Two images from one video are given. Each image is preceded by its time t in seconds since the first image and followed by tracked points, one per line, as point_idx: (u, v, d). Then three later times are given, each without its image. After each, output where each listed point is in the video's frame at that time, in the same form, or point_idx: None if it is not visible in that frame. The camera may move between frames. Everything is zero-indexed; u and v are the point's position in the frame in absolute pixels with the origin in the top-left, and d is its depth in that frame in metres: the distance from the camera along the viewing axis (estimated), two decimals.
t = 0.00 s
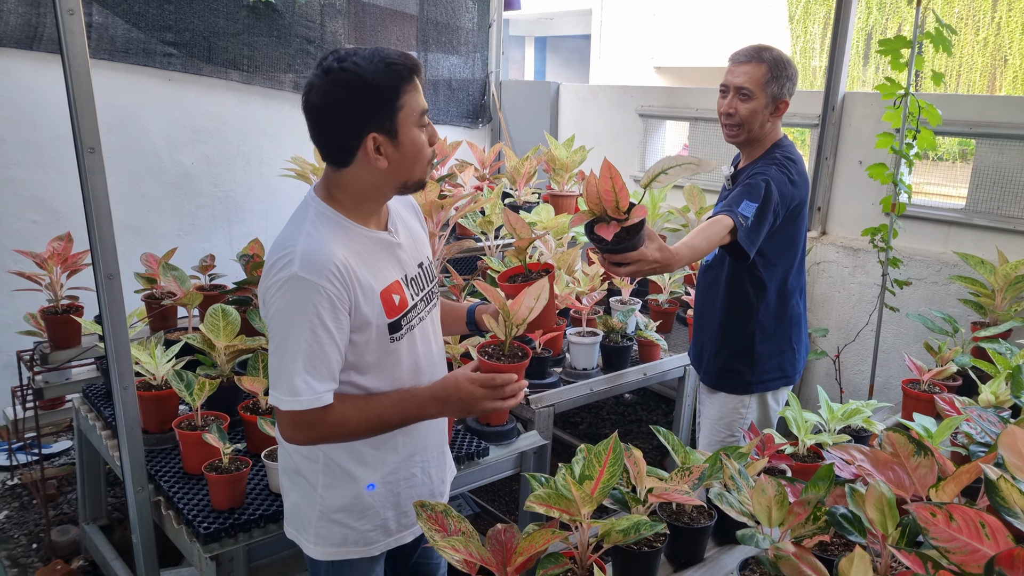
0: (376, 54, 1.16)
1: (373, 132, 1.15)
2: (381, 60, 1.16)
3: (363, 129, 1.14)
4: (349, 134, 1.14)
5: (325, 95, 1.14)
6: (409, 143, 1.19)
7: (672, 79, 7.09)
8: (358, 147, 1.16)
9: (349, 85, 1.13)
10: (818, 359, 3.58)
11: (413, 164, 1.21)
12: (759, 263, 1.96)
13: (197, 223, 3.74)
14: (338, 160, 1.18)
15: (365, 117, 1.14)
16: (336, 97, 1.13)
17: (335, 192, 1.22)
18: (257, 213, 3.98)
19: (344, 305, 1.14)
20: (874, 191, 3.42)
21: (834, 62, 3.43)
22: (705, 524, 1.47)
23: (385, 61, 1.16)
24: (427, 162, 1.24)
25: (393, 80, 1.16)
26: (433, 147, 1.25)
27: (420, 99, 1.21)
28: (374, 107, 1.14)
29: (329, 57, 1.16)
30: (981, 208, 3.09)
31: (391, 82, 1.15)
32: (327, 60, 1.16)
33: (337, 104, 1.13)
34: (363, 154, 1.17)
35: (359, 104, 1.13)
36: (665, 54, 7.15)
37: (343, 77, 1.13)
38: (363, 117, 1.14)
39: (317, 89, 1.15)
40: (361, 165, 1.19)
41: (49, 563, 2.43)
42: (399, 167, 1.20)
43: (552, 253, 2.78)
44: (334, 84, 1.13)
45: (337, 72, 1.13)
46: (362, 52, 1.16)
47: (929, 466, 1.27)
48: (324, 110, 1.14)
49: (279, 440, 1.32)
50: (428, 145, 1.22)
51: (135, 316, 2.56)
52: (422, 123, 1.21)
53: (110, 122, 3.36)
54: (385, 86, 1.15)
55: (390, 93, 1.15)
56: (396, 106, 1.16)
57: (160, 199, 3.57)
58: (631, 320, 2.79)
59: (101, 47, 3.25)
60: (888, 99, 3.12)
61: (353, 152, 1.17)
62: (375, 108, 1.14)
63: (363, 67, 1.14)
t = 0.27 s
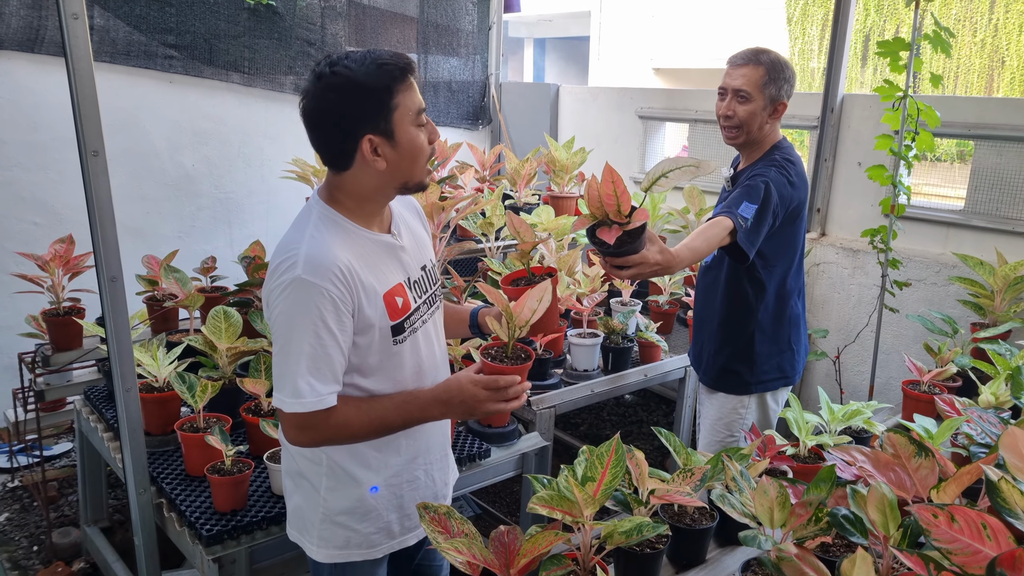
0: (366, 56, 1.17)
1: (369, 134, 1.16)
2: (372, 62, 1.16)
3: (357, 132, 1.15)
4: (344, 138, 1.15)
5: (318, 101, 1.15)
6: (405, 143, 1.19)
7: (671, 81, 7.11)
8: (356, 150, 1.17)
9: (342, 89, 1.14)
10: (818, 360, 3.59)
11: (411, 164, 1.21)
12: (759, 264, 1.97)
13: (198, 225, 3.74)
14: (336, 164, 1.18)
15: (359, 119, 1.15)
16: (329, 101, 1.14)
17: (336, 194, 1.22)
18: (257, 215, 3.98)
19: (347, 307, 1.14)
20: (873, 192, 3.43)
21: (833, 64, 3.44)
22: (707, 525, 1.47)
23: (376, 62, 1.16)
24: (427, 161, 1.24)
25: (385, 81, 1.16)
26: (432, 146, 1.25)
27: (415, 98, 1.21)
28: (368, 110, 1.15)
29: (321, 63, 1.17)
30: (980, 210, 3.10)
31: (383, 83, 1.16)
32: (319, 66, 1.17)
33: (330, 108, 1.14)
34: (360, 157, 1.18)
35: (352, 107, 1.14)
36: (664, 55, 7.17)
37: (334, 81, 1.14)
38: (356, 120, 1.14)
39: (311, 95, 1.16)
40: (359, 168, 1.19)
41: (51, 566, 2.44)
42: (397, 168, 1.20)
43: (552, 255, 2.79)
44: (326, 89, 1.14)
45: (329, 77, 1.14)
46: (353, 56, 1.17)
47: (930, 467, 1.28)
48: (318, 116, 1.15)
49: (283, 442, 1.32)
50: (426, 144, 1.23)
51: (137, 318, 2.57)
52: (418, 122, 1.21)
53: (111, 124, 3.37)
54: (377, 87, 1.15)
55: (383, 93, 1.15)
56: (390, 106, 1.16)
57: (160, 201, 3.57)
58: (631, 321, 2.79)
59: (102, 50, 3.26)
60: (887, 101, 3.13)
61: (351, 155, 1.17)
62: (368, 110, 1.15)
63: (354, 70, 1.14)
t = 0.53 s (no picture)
0: (372, 56, 1.17)
1: (374, 135, 1.17)
2: (377, 62, 1.17)
3: (364, 133, 1.16)
4: (350, 138, 1.16)
5: (324, 100, 1.15)
6: (410, 142, 1.19)
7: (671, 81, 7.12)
8: (361, 150, 1.17)
9: (347, 88, 1.14)
10: (819, 360, 3.60)
11: (417, 164, 1.21)
12: (761, 263, 1.97)
13: (199, 226, 3.75)
14: (340, 164, 1.19)
15: (365, 120, 1.15)
16: (334, 101, 1.14)
17: (339, 195, 1.23)
18: (258, 216, 3.99)
19: (350, 308, 1.15)
20: (873, 192, 3.44)
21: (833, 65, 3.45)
22: (708, 524, 1.48)
23: (381, 63, 1.17)
24: (430, 162, 1.25)
25: (390, 81, 1.16)
26: (435, 146, 1.26)
27: (419, 99, 1.21)
28: (374, 110, 1.15)
29: (326, 63, 1.17)
30: (980, 210, 3.10)
31: (389, 83, 1.16)
32: (324, 66, 1.17)
33: (336, 108, 1.14)
34: (365, 158, 1.19)
35: (357, 108, 1.14)
36: (664, 56, 7.18)
37: (340, 81, 1.14)
38: (362, 120, 1.15)
39: (316, 95, 1.16)
40: (364, 168, 1.20)
41: (53, 565, 2.44)
42: (402, 168, 1.21)
43: (553, 255, 2.79)
44: (332, 89, 1.14)
45: (334, 77, 1.14)
46: (358, 56, 1.17)
47: (931, 466, 1.28)
48: (323, 116, 1.15)
49: (286, 442, 1.33)
50: (429, 144, 1.23)
51: (139, 318, 2.57)
52: (422, 123, 1.22)
53: (112, 125, 3.37)
54: (383, 87, 1.15)
55: (389, 94, 1.16)
56: (395, 106, 1.17)
57: (161, 202, 3.58)
58: (632, 322, 2.78)
59: (103, 51, 3.27)
60: (887, 101, 3.13)
61: (356, 156, 1.18)
62: (374, 109, 1.15)
63: (359, 70, 1.15)
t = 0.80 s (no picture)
0: (382, 57, 1.18)
1: (386, 135, 1.17)
2: (388, 63, 1.17)
3: (376, 133, 1.16)
4: (362, 139, 1.16)
5: (336, 101, 1.15)
6: (420, 143, 1.20)
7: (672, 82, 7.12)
8: (372, 151, 1.17)
9: (360, 89, 1.14)
10: (820, 361, 3.60)
11: (425, 165, 1.22)
12: (764, 263, 1.98)
13: (200, 227, 3.75)
14: (350, 165, 1.19)
15: (377, 121, 1.15)
16: (347, 102, 1.14)
17: (344, 196, 1.23)
18: (260, 217, 3.99)
19: (355, 310, 1.15)
20: (874, 193, 3.44)
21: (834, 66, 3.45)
22: (712, 525, 1.48)
23: (392, 64, 1.17)
24: (436, 163, 1.26)
25: (400, 82, 1.17)
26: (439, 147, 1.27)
27: (426, 100, 1.22)
28: (386, 110, 1.15)
29: (336, 64, 1.17)
30: (981, 211, 3.11)
31: (399, 84, 1.17)
32: (335, 67, 1.17)
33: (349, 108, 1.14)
34: (376, 158, 1.19)
35: (370, 109, 1.15)
36: (664, 56, 7.19)
37: (352, 82, 1.14)
38: (375, 120, 1.15)
39: (327, 96, 1.16)
40: (373, 169, 1.20)
41: (55, 566, 2.44)
42: (411, 169, 1.21)
43: (555, 255, 2.80)
44: (344, 90, 1.14)
45: (346, 77, 1.14)
46: (369, 57, 1.17)
47: (934, 466, 1.29)
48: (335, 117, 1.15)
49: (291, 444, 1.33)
50: (435, 145, 1.24)
51: (142, 319, 2.58)
52: (429, 124, 1.23)
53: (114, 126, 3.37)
54: (393, 88, 1.16)
55: (400, 95, 1.17)
56: (405, 107, 1.18)
57: (163, 202, 3.58)
58: (633, 323, 2.75)
59: (105, 51, 3.27)
60: (888, 102, 3.14)
61: (366, 156, 1.18)
62: (386, 110, 1.15)
63: (371, 71, 1.15)
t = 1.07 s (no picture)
0: (389, 57, 1.18)
1: (394, 135, 1.17)
2: (394, 63, 1.17)
3: (384, 132, 1.16)
4: (370, 138, 1.16)
5: (344, 100, 1.14)
6: (426, 143, 1.21)
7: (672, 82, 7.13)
8: (379, 150, 1.18)
9: (369, 88, 1.14)
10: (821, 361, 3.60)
11: (430, 165, 1.23)
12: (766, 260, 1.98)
13: (201, 227, 3.75)
14: (356, 165, 1.19)
15: (385, 120, 1.16)
16: (356, 101, 1.14)
17: (349, 197, 1.23)
18: (261, 217, 3.99)
19: (360, 312, 1.15)
20: (875, 193, 3.44)
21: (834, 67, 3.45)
22: (714, 525, 1.48)
23: (398, 63, 1.18)
24: (440, 163, 1.26)
25: (407, 82, 1.18)
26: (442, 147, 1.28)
27: (431, 101, 1.23)
28: (394, 110, 1.16)
29: (343, 63, 1.17)
30: (982, 211, 3.11)
31: (406, 84, 1.17)
32: (341, 66, 1.17)
33: (357, 107, 1.14)
34: (383, 158, 1.19)
35: (378, 108, 1.15)
36: (664, 56, 7.19)
37: (361, 81, 1.14)
38: (383, 119, 1.15)
39: (334, 95, 1.15)
40: (380, 168, 1.20)
41: (57, 565, 2.45)
42: (417, 169, 1.22)
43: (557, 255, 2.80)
44: (353, 89, 1.14)
45: (354, 77, 1.14)
46: (376, 56, 1.18)
47: (936, 467, 1.29)
48: (343, 115, 1.15)
49: (295, 445, 1.33)
50: (439, 146, 1.25)
51: (143, 319, 2.58)
52: (433, 124, 1.23)
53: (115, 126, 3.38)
54: (401, 88, 1.16)
55: (407, 95, 1.17)
56: (412, 107, 1.18)
57: (164, 202, 3.58)
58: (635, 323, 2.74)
59: (106, 52, 3.27)
60: (889, 102, 3.14)
61: (373, 156, 1.18)
62: (394, 109, 1.16)
63: (379, 70, 1.15)
